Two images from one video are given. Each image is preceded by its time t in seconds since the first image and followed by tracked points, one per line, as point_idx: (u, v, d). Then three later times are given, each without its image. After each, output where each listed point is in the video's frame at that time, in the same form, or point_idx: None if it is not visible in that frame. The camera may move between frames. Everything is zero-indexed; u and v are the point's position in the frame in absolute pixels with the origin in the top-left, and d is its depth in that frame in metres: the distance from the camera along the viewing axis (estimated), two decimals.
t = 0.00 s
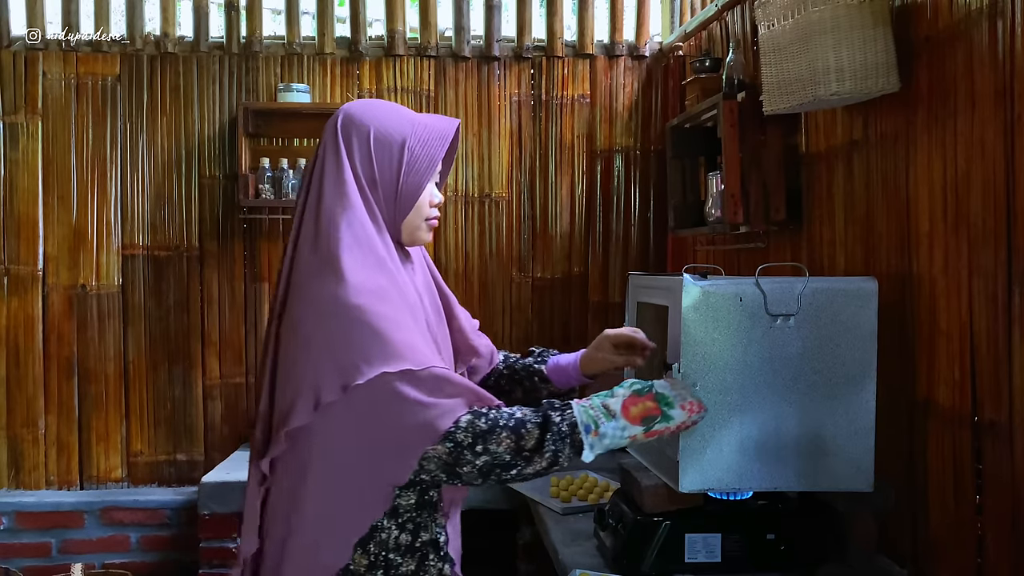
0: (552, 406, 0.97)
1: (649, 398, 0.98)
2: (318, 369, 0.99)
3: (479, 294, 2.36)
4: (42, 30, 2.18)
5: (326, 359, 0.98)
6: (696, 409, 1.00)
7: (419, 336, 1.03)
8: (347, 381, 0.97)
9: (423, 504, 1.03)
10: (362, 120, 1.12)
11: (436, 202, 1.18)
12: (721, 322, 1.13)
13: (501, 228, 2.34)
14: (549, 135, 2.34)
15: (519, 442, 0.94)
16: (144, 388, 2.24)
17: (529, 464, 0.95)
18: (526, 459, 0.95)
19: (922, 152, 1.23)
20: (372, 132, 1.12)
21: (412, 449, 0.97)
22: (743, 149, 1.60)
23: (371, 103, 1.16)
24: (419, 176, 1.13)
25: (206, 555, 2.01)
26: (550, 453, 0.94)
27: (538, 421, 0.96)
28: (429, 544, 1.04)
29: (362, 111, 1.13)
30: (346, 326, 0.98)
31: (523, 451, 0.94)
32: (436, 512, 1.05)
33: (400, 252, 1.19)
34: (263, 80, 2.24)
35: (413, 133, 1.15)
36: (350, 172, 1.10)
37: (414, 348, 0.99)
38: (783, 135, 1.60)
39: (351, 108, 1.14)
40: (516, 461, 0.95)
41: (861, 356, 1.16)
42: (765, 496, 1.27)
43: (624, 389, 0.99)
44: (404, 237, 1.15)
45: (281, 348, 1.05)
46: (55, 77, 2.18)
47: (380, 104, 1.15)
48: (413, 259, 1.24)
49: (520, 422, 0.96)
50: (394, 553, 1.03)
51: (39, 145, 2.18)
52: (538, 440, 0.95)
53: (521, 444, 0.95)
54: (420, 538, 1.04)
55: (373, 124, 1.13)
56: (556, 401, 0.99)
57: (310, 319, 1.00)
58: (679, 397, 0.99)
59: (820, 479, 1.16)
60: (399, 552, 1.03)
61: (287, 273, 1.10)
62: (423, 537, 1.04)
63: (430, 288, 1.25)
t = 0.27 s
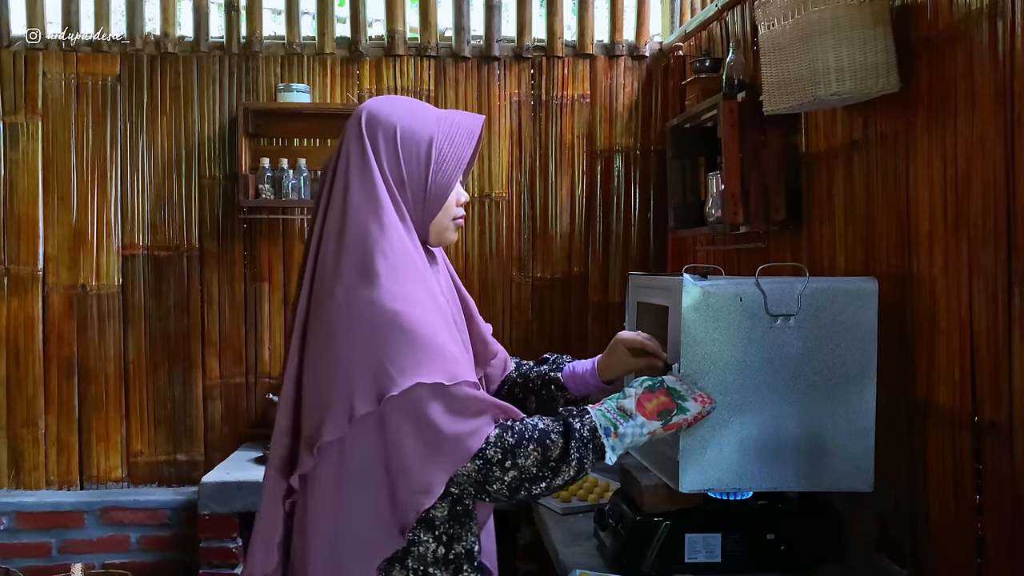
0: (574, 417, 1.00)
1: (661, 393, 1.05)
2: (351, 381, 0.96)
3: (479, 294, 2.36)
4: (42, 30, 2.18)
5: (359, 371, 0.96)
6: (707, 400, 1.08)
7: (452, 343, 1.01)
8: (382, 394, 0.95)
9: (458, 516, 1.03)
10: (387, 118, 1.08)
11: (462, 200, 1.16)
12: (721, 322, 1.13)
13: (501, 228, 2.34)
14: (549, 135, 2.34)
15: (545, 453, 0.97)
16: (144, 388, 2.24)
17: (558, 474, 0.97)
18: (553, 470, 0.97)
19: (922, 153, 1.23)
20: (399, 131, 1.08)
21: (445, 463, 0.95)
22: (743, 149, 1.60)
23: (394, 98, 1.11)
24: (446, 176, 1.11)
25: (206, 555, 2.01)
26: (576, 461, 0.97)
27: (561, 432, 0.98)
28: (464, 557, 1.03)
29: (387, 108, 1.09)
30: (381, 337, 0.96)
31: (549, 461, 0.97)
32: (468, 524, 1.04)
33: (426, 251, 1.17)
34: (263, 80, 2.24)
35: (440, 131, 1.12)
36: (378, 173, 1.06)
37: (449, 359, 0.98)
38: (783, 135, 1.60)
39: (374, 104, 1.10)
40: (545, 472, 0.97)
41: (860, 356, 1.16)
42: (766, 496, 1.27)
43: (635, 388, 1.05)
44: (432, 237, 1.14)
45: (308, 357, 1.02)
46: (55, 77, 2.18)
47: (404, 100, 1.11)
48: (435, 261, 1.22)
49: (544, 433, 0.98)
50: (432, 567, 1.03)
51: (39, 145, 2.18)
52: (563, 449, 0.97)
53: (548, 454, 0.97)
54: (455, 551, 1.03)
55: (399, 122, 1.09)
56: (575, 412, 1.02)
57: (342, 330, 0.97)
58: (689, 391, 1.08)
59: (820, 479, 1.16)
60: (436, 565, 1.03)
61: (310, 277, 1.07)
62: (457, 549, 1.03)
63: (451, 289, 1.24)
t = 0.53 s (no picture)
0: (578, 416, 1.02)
1: (663, 392, 1.06)
2: (363, 385, 0.95)
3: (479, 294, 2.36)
4: (42, 30, 2.18)
5: (370, 376, 0.95)
6: (709, 399, 1.09)
7: (463, 349, 1.01)
8: (393, 399, 0.94)
9: (469, 521, 1.04)
10: (400, 119, 1.08)
11: (473, 202, 1.17)
12: (721, 321, 1.13)
13: (501, 228, 2.34)
14: (549, 135, 2.34)
15: (554, 458, 0.98)
16: (144, 388, 2.24)
17: (568, 478, 0.98)
18: (562, 473, 0.98)
19: (922, 153, 1.23)
20: (412, 133, 1.08)
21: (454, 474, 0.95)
22: (743, 149, 1.61)
23: (406, 98, 1.11)
24: (459, 179, 1.11)
25: (207, 554, 2.01)
26: (584, 464, 0.98)
27: (568, 435, 1.00)
28: (480, 560, 1.05)
29: (400, 109, 1.09)
30: (393, 341, 0.95)
31: (558, 466, 0.98)
32: (484, 528, 1.06)
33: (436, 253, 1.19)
34: (263, 80, 2.24)
35: (452, 132, 1.11)
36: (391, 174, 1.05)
37: (460, 363, 0.98)
38: (782, 135, 1.60)
39: (387, 104, 1.10)
40: (555, 476, 0.98)
41: (860, 356, 1.16)
42: (766, 496, 1.26)
43: (637, 388, 1.07)
44: (443, 240, 1.15)
45: (317, 361, 1.01)
46: (56, 77, 2.18)
47: (416, 101, 1.11)
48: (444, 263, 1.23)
49: (551, 437, 0.99)
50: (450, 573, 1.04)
51: (39, 145, 2.18)
52: (571, 453, 0.99)
53: (557, 459, 0.98)
54: (472, 555, 1.05)
55: (412, 123, 1.08)
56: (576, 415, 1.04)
57: (353, 333, 0.97)
58: (690, 390, 1.09)
59: (820, 479, 1.16)
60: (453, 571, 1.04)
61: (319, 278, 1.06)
62: (473, 554, 1.05)
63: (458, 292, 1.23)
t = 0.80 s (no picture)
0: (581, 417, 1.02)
1: (663, 394, 1.07)
2: (368, 387, 0.95)
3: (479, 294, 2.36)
4: (42, 30, 2.18)
5: (376, 378, 0.95)
6: (708, 399, 1.09)
7: (467, 352, 1.01)
8: (398, 402, 0.94)
9: (471, 523, 1.05)
10: (409, 121, 1.08)
11: (479, 205, 1.16)
12: (721, 321, 1.13)
13: (501, 228, 2.34)
14: (549, 135, 2.34)
15: (557, 461, 0.98)
16: (144, 388, 2.24)
17: (571, 481, 0.98)
18: (565, 475, 0.98)
19: (922, 152, 1.23)
20: (420, 135, 1.08)
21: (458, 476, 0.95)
22: (742, 149, 1.61)
23: (414, 99, 1.11)
24: (466, 182, 1.11)
25: (207, 554, 2.01)
26: (586, 467, 0.98)
27: (571, 437, 1.00)
28: (483, 561, 1.06)
29: (408, 110, 1.09)
30: (399, 343, 0.95)
31: (561, 469, 0.98)
32: (485, 529, 1.07)
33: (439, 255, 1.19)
34: (263, 80, 2.24)
35: (459, 134, 1.11)
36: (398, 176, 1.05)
37: (465, 366, 0.98)
38: (782, 135, 1.60)
39: (395, 104, 1.09)
40: (557, 479, 0.98)
41: (860, 356, 1.16)
42: (766, 495, 1.26)
43: (636, 390, 1.07)
44: (448, 242, 1.15)
45: (321, 362, 1.00)
46: (55, 77, 2.18)
47: (425, 103, 1.11)
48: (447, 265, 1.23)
49: (554, 440, 0.99)
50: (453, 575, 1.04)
51: (39, 145, 2.18)
52: (573, 455, 0.99)
53: (560, 462, 0.98)
54: (475, 557, 1.05)
55: (420, 125, 1.08)
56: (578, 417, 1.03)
57: (358, 335, 0.97)
58: (689, 390, 1.09)
59: (820, 479, 1.16)
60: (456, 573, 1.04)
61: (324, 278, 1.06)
62: (476, 555, 1.06)
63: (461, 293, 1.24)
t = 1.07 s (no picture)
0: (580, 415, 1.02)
1: (663, 395, 1.06)
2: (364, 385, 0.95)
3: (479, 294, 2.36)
4: (42, 30, 2.18)
5: (371, 377, 0.95)
6: (708, 399, 1.09)
7: (464, 351, 1.01)
8: (394, 401, 0.94)
9: (467, 523, 1.05)
10: (409, 120, 1.08)
11: (478, 205, 1.16)
12: (721, 322, 1.13)
13: (501, 228, 2.34)
14: (549, 135, 2.34)
15: (554, 460, 0.98)
16: (144, 388, 2.24)
17: (568, 480, 0.98)
18: (562, 474, 0.98)
19: (922, 152, 1.23)
20: (419, 134, 1.08)
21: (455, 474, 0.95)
22: (742, 149, 1.60)
23: (415, 99, 1.11)
24: (465, 182, 1.11)
25: (207, 554, 2.01)
26: (584, 467, 0.98)
27: (570, 436, 1.00)
28: (477, 560, 1.05)
29: (408, 110, 1.09)
30: (395, 343, 0.95)
31: (559, 468, 0.98)
32: (480, 529, 1.06)
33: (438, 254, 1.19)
34: (263, 80, 2.24)
35: (460, 135, 1.11)
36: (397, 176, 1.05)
37: (461, 365, 0.98)
38: (782, 135, 1.60)
39: (395, 104, 1.09)
40: (555, 478, 0.98)
41: (860, 356, 1.16)
42: (766, 496, 1.26)
43: (636, 390, 1.06)
44: (446, 242, 1.15)
45: (317, 360, 1.00)
46: (56, 77, 2.18)
47: (425, 103, 1.11)
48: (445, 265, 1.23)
49: (553, 439, 0.99)
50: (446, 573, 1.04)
51: (39, 146, 2.18)
52: (571, 455, 0.99)
53: (557, 460, 0.98)
54: (468, 556, 1.05)
55: (420, 125, 1.08)
56: (579, 417, 1.03)
57: (354, 334, 0.96)
58: (689, 390, 1.09)
59: (820, 479, 1.16)
60: (450, 571, 1.04)
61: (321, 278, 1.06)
62: (470, 554, 1.05)
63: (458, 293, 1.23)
